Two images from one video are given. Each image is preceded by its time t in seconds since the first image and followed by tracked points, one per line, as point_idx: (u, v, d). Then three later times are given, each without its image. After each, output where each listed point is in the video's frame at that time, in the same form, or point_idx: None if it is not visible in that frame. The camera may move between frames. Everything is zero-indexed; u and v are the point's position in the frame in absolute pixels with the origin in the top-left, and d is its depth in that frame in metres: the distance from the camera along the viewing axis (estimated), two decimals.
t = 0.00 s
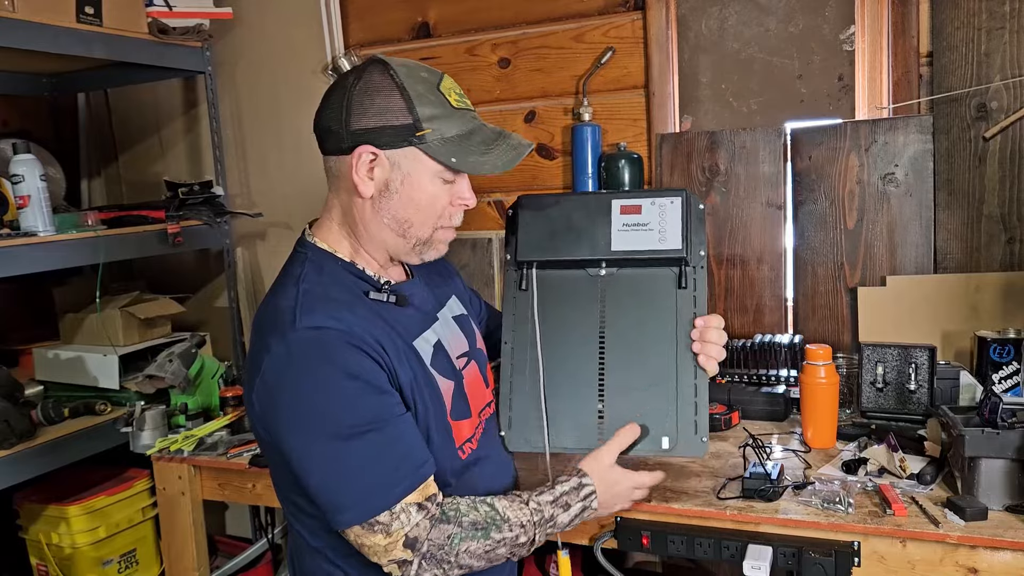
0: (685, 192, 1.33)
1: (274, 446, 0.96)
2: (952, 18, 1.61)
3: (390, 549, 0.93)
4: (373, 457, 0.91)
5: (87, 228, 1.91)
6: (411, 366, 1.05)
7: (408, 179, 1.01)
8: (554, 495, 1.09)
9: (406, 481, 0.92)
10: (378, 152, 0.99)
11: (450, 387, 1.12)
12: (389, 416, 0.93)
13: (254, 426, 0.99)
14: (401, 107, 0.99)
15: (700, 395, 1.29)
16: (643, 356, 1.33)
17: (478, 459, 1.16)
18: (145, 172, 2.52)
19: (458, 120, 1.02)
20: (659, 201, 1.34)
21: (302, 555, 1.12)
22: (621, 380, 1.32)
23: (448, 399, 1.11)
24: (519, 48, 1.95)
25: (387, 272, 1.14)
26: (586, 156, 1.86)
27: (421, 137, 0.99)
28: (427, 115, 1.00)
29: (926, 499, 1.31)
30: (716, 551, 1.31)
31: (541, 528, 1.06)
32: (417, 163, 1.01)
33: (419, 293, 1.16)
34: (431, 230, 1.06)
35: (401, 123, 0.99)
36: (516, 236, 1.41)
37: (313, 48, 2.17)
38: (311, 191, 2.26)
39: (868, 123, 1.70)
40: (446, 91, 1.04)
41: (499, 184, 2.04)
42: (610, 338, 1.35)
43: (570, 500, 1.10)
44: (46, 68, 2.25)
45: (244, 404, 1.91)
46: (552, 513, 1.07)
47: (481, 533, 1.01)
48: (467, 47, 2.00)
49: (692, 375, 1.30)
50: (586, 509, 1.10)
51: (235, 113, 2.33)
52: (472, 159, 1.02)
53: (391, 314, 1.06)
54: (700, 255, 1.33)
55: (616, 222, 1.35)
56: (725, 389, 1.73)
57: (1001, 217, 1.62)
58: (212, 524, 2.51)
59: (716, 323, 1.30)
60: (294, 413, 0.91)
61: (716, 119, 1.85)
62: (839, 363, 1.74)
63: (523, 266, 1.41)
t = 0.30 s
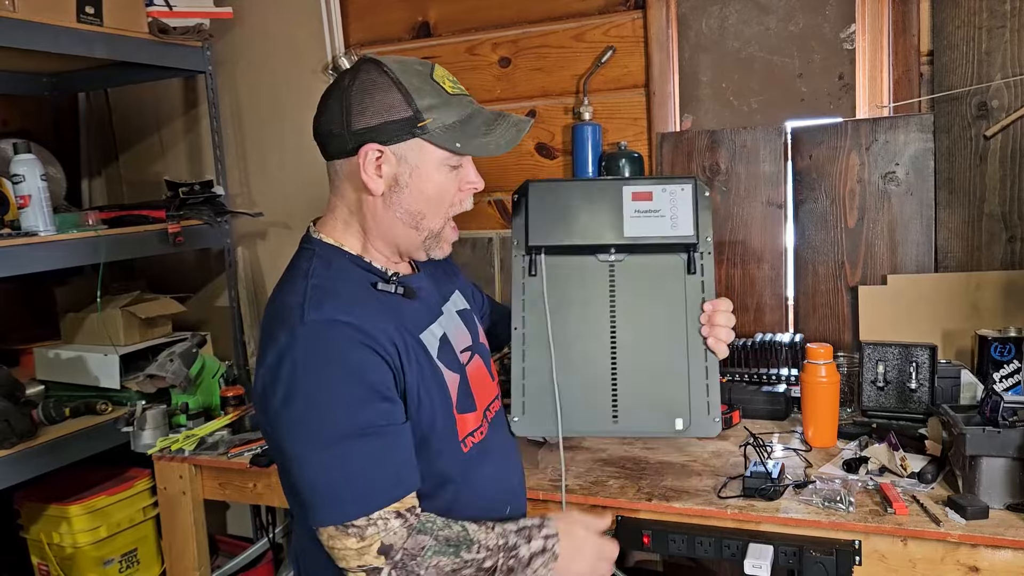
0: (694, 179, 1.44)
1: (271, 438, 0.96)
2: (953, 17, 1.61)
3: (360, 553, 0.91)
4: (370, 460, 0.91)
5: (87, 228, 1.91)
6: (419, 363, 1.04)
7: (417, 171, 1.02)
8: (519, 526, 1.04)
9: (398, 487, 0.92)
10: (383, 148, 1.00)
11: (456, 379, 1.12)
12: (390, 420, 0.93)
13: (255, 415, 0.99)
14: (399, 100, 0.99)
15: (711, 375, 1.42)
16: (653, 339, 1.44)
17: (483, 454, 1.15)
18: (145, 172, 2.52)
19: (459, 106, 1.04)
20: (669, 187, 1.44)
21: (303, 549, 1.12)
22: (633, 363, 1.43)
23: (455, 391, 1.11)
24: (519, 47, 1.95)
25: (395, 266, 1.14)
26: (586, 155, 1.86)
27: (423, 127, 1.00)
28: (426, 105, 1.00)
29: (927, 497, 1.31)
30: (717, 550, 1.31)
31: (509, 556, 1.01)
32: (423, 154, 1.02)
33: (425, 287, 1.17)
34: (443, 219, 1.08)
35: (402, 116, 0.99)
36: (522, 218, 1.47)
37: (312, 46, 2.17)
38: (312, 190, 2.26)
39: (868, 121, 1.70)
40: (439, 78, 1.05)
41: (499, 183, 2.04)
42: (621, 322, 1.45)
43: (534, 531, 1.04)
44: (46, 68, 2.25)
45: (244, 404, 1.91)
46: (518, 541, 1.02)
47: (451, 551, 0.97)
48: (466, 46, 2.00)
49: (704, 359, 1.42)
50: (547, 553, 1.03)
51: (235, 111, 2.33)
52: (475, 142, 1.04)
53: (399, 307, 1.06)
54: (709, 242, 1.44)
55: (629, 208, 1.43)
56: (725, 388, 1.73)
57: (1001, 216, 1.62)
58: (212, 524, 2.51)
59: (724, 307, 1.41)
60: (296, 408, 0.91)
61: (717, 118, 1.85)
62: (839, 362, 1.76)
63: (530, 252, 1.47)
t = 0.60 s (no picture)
0: (727, 180, 1.46)
1: (275, 429, 0.96)
2: (954, 16, 1.60)
3: (366, 544, 0.92)
4: (372, 455, 0.91)
5: (88, 228, 1.91)
6: (421, 359, 1.04)
7: (430, 168, 1.03)
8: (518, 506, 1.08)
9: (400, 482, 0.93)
10: (399, 147, 1.00)
11: (458, 377, 1.11)
12: (393, 415, 0.93)
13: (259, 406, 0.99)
14: (411, 98, 1.00)
15: (725, 375, 1.42)
16: (670, 334, 1.46)
17: (484, 451, 1.15)
18: (145, 171, 2.52)
19: (466, 102, 1.05)
20: (701, 186, 1.46)
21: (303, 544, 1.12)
22: (648, 355, 1.46)
23: (457, 388, 1.11)
24: (519, 46, 1.95)
25: (399, 263, 1.14)
26: (587, 154, 1.86)
27: (436, 124, 1.01)
28: (437, 103, 1.01)
29: (929, 497, 1.31)
30: (718, 550, 1.31)
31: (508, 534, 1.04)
32: (435, 151, 1.02)
33: (428, 284, 1.16)
34: (453, 213, 1.09)
35: (415, 114, 1.00)
36: (553, 201, 1.50)
37: (312, 47, 2.17)
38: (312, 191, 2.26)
39: (869, 121, 1.70)
40: (443, 76, 1.06)
41: (499, 183, 2.04)
42: (640, 314, 1.47)
43: (532, 507, 1.08)
44: (47, 68, 2.25)
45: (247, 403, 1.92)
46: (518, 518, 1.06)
47: (456, 534, 1.00)
48: (467, 46, 2.00)
49: (720, 358, 1.43)
50: (548, 519, 1.08)
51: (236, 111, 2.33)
52: (485, 137, 1.05)
53: (401, 303, 1.06)
54: (735, 244, 1.46)
55: (660, 202, 1.45)
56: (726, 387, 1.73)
57: (1002, 215, 1.61)
58: (212, 524, 2.50)
59: (745, 309, 1.43)
60: (299, 400, 0.91)
61: (717, 118, 1.85)
62: (840, 360, 1.75)
63: (558, 236, 1.51)
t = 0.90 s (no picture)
0: (733, 185, 1.44)
1: (269, 432, 0.97)
2: (955, 15, 1.60)
3: (349, 553, 0.92)
4: (362, 458, 0.91)
5: (90, 229, 1.91)
6: (416, 360, 1.04)
7: (425, 166, 1.03)
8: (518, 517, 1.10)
9: (390, 485, 0.93)
10: (393, 147, 1.00)
11: (456, 377, 1.11)
12: (384, 418, 0.93)
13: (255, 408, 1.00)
14: (401, 96, 1.00)
15: (726, 376, 1.43)
16: (671, 336, 1.46)
17: (483, 451, 1.15)
18: (146, 171, 2.52)
19: (459, 98, 1.05)
20: (708, 190, 1.45)
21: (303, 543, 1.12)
22: (650, 355, 1.46)
23: (454, 388, 1.10)
24: (520, 46, 1.95)
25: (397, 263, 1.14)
26: (588, 154, 1.86)
27: (429, 122, 1.01)
28: (429, 101, 1.01)
29: (929, 497, 1.31)
30: (719, 549, 1.31)
31: (508, 546, 1.06)
32: (429, 148, 1.02)
33: (427, 284, 1.16)
34: (451, 208, 1.09)
35: (407, 114, 1.00)
36: (561, 201, 1.49)
37: (313, 47, 2.17)
38: (313, 190, 2.26)
39: (870, 120, 1.69)
40: (433, 73, 1.06)
41: (501, 183, 2.04)
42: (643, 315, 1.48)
43: (534, 517, 1.11)
44: (48, 68, 2.25)
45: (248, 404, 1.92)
46: (519, 529, 1.08)
47: (444, 544, 1.00)
48: (467, 46, 2.00)
49: (722, 359, 1.43)
50: (550, 526, 1.12)
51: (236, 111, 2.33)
52: (477, 131, 1.05)
53: (397, 305, 1.05)
54: (740, 247, 1.44)
55: (667, 205, 1.44)
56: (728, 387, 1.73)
57: (1004, 215, 1.61)
58: (213, 523, 2.51)
59: (747, 311, 1.43)
60: (293, 405, 0.91)
61: (718, 117, 1.85)
62: (841, 361, 1.76)
63: (565, 235, 1.50)
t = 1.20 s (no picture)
0: (727, 182, 1.45)
1: (269, 437, 0.97)
2: (956, 15, 1.60)
3: (361, 552, 0.92)
4: (365, 458, 0.91)
5: (91, 229, 1.92)
6: (414, 360, 1.04)
7: (412, 166, 1.02)
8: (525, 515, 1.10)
9: (392, 483, 0.93)
10: (377, 149, 1.00)
11: (456, 379, 1.11)
12: (384, 417, 0.93)
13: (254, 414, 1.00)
14: (382, 96, 1.00)
15: (725, 375, 1.43)
16: (669, 334, 1.46)
17: (480, 453, 1.15)
18: (147, 171, 2.52)
19: (444, 97, 1.04)
20: (701, 188, 1.46)
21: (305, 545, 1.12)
22: (647, 354, 1.46)
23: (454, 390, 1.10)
24: (521, 46, 1.95)
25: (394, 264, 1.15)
26: (588, 154, 1.86)
27: (414, 123, 1.00)
28: (413, 101, 1.01)
29: (930, 497, 1.31)
30: (719, 549, 1.31)
31: (515, 542, 1.07)
32: (414, 149, 1.02)
33: (424, 285, 1.16)
34: (443, 208, 1.08)
35: (390, 115, 0.99)
36: (555, 204, 1.50)
37: (313, 48, 2.17)
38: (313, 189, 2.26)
39: (871, 120, 1.69)
40: (419, 72, 1.05)
41: (502, 182, 2.04)
42: (641, 314, 1.47)
43: (540, 517, 1.11)
44: (50, 68, 2.25)
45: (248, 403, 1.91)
46: (525, 528, 1.09)
47: (456, 541, 0.99)
48: (468, 46, 2.00)
49: (720, 359, 1.43)
50: (555, 528, 1.12)
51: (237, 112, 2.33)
52: (461, 129, 1.04)
53: (394, 304, 1.05)
54: (735, 245, 1.45)
55: (660, 204, 1.45)
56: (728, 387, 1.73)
57: (1005, 215, 1.61)
58: (214, 523, 2.51)
59: (745, 310, 1.42)
60: (291, 408, 0.91)
61: (719, 117, 1.85)
62: (842, 360, 1.75)
63: (560, 238, 1.51)
